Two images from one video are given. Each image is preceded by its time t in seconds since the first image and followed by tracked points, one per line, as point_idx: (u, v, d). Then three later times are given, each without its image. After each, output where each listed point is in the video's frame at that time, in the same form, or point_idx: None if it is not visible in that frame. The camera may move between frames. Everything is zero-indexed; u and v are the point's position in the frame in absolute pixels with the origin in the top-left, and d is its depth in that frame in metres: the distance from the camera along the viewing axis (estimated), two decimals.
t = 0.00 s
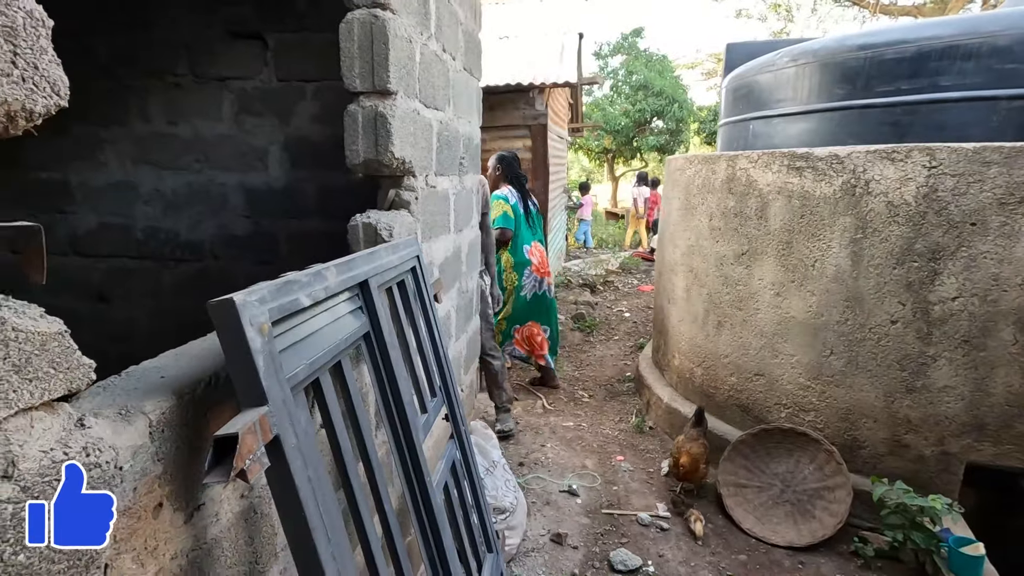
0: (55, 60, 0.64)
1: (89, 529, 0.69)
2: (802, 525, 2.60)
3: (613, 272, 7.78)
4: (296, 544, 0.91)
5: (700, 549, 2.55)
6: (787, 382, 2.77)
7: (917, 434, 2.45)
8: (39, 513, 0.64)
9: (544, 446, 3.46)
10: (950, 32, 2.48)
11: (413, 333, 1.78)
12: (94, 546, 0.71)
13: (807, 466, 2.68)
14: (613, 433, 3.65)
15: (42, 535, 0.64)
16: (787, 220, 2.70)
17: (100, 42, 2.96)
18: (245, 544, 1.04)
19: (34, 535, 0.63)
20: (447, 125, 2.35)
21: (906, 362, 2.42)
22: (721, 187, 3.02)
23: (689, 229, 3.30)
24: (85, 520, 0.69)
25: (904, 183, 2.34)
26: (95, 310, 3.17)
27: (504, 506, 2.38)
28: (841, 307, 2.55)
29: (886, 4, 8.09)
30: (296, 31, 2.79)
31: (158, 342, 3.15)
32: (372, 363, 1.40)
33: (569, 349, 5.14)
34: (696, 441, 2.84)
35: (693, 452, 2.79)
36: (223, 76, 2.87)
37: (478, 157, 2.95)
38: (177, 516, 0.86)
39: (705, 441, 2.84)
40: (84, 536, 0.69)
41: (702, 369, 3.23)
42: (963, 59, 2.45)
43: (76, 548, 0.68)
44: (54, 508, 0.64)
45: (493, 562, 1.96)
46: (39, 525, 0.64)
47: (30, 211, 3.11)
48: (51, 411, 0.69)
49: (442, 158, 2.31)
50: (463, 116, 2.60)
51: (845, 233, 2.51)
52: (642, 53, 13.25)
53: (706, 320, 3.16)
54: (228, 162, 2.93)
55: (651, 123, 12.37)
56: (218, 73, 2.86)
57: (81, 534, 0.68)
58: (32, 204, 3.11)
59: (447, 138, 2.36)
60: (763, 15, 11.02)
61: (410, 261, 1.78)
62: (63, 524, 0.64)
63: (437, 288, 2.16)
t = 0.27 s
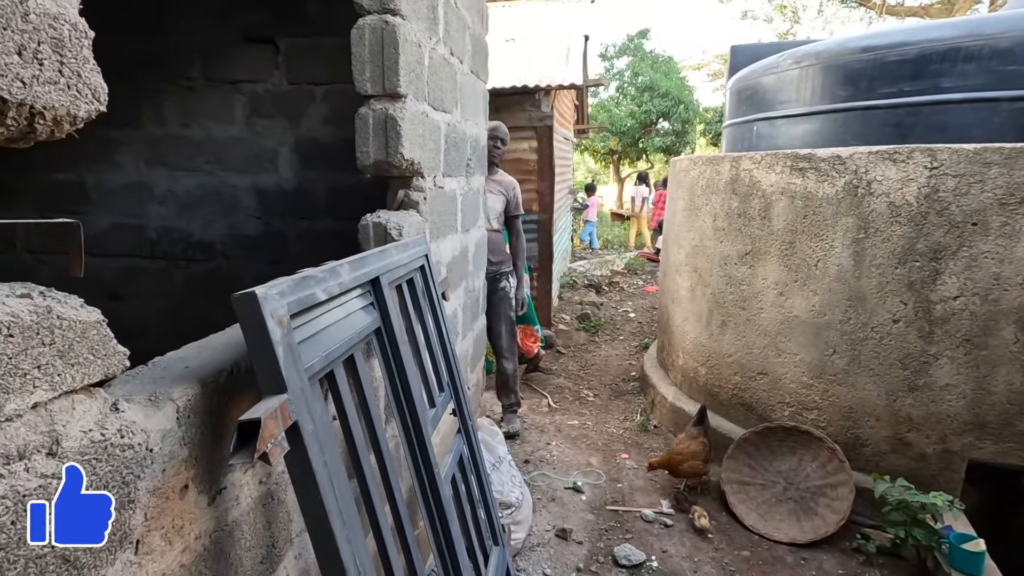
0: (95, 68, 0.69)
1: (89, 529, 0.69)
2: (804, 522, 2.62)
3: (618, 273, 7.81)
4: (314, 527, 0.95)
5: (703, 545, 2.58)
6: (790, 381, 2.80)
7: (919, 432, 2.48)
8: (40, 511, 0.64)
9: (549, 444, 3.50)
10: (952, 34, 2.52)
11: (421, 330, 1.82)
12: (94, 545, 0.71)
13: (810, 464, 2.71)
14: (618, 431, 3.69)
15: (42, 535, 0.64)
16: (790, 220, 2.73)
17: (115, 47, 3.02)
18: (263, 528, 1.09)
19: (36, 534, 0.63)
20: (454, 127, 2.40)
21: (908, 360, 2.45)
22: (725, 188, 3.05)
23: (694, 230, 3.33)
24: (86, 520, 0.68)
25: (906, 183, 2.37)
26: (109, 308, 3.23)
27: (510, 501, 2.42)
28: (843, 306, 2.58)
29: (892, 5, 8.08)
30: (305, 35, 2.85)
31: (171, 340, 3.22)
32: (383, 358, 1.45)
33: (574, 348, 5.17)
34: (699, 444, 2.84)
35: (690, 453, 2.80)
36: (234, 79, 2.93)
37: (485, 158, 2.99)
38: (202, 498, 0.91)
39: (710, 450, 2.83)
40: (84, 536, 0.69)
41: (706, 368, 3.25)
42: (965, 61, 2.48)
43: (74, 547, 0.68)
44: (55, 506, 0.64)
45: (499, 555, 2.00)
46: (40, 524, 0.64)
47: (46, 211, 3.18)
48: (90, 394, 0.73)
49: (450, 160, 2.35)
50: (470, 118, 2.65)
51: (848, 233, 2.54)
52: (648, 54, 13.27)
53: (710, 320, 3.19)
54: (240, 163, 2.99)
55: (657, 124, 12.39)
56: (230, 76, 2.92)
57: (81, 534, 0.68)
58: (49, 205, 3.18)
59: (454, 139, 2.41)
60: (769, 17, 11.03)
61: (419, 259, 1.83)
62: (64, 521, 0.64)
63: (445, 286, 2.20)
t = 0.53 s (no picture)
0: (149, 92, 0.75)
1: (89, 538, 0.69)
2: (806, 520, 2.67)
3: (624, 275, 7.86)
4: (340, 514, 1.02)
5: (707, 542, 2.63)
6: (793, 382, 2.85)
7: (919, 432, 2.53)
8: (32, 516, 0.62)
9: (555, 443, 3.56)
10: (953, 42, 2.57)
11: (433, 331, 1.88)
12: (102, 558, 0.71)
13: (812, 464, 2.76)
14: (623, 431, 3.74)
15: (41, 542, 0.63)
16: (792, 224, 2.78)
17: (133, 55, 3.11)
18: (289, 517, 1.16)
19: (24, 545, 0.60)
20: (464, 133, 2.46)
21: (908, 362, 2.50)
22: (729, 192, 3.10)
23: (698, 233, 3.39)
24: (80, 526, 0.67)
25: (906, 188, 2.42)
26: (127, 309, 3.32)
27: (518, 498, 2.48)
28: (844, 308, 2.63)
29: (898, 7, 8.10)
30: (318, 43, 2.92)
31: (186, 340, 3.30)
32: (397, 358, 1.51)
33: (579, 350, 5.23)
34: (691, 453, 2.90)
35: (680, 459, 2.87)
36: (249, 86, 3.01)
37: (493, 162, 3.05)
38: (236, 486, 0.98)
39: (698, 462, 2.89)
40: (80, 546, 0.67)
41: (710, 369, 3.30)
42: (965, 69, 2.54)
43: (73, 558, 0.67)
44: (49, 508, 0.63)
45: (508, 550, 2.06)
46: (30, 532, 0.61)
47: (66, 215, 3.27)
48: (141, 389, 0.80)
49: (460, 165, 2.42)
50: (479, 124, 2.72)
51: (849, 237, 2.59)
52: (653, 56, 13.32)
53: (714, 322, 3.24)
54: (254, 168, 3.07)
55: (662, 126, 12.43)
56: (245, 83, 3.00)
57: (75, 541, 0.67)
58: (69, 208, 3.27)
59: (464, 145, 2.48)
60: (775, 19, 11.05)
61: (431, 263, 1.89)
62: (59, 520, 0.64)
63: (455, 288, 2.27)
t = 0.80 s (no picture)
0: (205, 119, 0.83)
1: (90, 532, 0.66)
2: (807, 519, 2.74)
3: (629, 277, 7.92)
4: (367, 503, 1.11)
5: (710, 539, 2.70)
6: (795, 383, 2.91)
7: (918, 433, 2.59)
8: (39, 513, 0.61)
9: (562, 443, 3.63)
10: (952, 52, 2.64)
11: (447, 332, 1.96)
12: (161, 536, 0.79)
13: (814, 464, 2.82)
14: (629, 431, 3.81)
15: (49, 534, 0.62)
16: (794, 229, 2.85)
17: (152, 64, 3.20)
18: (317, 506, 1.24)
19: (32, 537, 0.59)
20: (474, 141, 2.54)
21: (908, 364, 2.56)
22: (732, 198, 3.17)
23: (702, 237, 3.45)
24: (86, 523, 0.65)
25: (906, 195, 2.49)
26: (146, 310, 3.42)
27: (526, 494, 2.55)
28: (845, 312, 2.69)
29: (903, 11, 8.11)
30: (332, 53, 3.01)
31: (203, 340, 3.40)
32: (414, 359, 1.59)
33: (585, 351, 5.30)
34: (682, 453, 2.96)
35: (671, 461, 2.94)
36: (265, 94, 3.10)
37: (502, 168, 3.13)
38: (271, 477, 1.06)
39: (690, 461, 2.95)
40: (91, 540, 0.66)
41: (714, 371, 3.37)
42: (963, 78, 2.60)
43: (110, 542, 0.71)
44: (54, 508, 0.61)
45: (517, 544, 2.13)
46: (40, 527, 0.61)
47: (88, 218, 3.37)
48: (193, 386, 0.88)
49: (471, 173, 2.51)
50: (489, 132, 2.80)
51: (850, 242, 2.66)
52: (658, 59, 13.37)
53: (718, 324, 3.30)
54: (269, 174, 3.16)
55: (667, 128, 12.49)
56: (261, 91, 3.09)
57: (83, 539, 0.65)
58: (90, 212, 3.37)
59: (475, 153, 2.56)
60: (780, 22, 11.09)
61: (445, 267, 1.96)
62: (63, 525, 0.61)
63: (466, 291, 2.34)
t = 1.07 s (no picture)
0: (259, 130, 0.92)
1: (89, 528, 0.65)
2: (812, 513, 2.80)
3: (636, 278, 7.99)
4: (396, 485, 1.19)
5: (716, 532, 2.77)
6: (799, 381, 2.98)
7: (920, 430, 2.65)
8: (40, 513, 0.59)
9: (570, 440, 3.71)
10: (953, 58, 2.71)
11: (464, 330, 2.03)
12: (222, 503, 0.88)
13: (818, 460, 2.89)
14: (636, 429, 3.88)
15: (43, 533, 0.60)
16: (799, 231, 2.91)
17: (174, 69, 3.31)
18: (347, 489, 1.33)
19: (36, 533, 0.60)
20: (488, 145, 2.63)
21: (910, 362, 2.63)
22: (739, 200, 3.24)
23: (709, 238, 3.52)
24: (85, 520, 0.64)
25: (908, 198, 2.56)
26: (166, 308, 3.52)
27: (538, 488, 2.63)
28: (849, 311, 2.76)
29: (910, 13, 8.14)
30: (349, 59, 3.10)
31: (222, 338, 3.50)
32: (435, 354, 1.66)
33: (592, 351, 5.38)
34: (686, 450, 3.03)
35: (677, 457, 3.01)
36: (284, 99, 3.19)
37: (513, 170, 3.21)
38: (309, 459, 1.14)
39: (695, 458, 3.01)
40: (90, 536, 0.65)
41: (720, 369, 3.43)
42: (965, 83, 2.67)
43: (178, 507, 0.79)
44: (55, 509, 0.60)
45: (530, 534, 2.21)
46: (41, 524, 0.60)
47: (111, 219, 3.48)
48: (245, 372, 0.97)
49: (485, 176, 2.59)
50: (501, 136, 2.88)
51: (854, 243, 2.72)
52: (665, 60, 13.43)
53: (724, 323, 3.37)
54: (287, 176, 3.25)
55: (674, 130, 12.54)
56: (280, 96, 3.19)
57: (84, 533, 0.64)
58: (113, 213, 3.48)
59: (488, 157, 2.65)
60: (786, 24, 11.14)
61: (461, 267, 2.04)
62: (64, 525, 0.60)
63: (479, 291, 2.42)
